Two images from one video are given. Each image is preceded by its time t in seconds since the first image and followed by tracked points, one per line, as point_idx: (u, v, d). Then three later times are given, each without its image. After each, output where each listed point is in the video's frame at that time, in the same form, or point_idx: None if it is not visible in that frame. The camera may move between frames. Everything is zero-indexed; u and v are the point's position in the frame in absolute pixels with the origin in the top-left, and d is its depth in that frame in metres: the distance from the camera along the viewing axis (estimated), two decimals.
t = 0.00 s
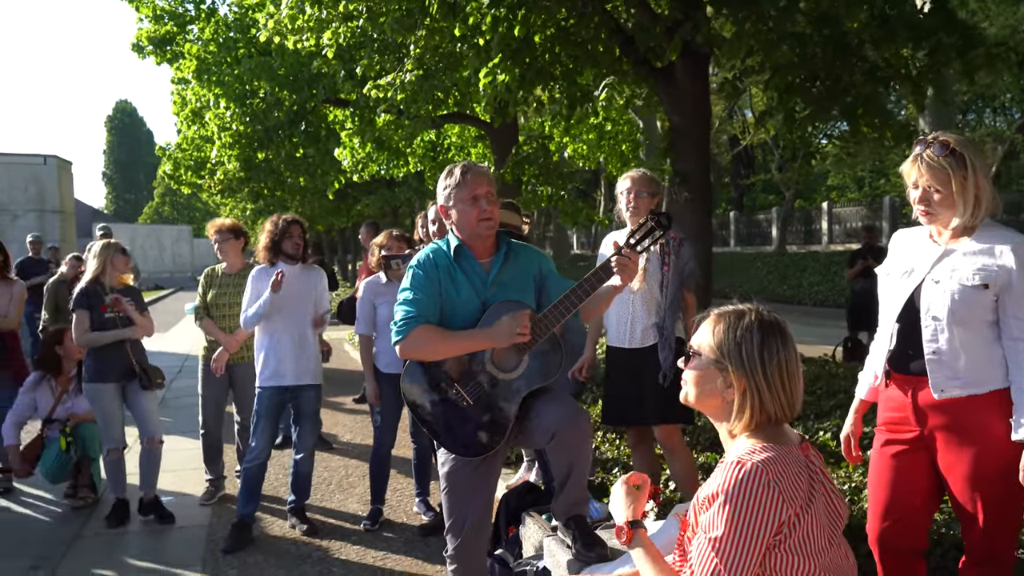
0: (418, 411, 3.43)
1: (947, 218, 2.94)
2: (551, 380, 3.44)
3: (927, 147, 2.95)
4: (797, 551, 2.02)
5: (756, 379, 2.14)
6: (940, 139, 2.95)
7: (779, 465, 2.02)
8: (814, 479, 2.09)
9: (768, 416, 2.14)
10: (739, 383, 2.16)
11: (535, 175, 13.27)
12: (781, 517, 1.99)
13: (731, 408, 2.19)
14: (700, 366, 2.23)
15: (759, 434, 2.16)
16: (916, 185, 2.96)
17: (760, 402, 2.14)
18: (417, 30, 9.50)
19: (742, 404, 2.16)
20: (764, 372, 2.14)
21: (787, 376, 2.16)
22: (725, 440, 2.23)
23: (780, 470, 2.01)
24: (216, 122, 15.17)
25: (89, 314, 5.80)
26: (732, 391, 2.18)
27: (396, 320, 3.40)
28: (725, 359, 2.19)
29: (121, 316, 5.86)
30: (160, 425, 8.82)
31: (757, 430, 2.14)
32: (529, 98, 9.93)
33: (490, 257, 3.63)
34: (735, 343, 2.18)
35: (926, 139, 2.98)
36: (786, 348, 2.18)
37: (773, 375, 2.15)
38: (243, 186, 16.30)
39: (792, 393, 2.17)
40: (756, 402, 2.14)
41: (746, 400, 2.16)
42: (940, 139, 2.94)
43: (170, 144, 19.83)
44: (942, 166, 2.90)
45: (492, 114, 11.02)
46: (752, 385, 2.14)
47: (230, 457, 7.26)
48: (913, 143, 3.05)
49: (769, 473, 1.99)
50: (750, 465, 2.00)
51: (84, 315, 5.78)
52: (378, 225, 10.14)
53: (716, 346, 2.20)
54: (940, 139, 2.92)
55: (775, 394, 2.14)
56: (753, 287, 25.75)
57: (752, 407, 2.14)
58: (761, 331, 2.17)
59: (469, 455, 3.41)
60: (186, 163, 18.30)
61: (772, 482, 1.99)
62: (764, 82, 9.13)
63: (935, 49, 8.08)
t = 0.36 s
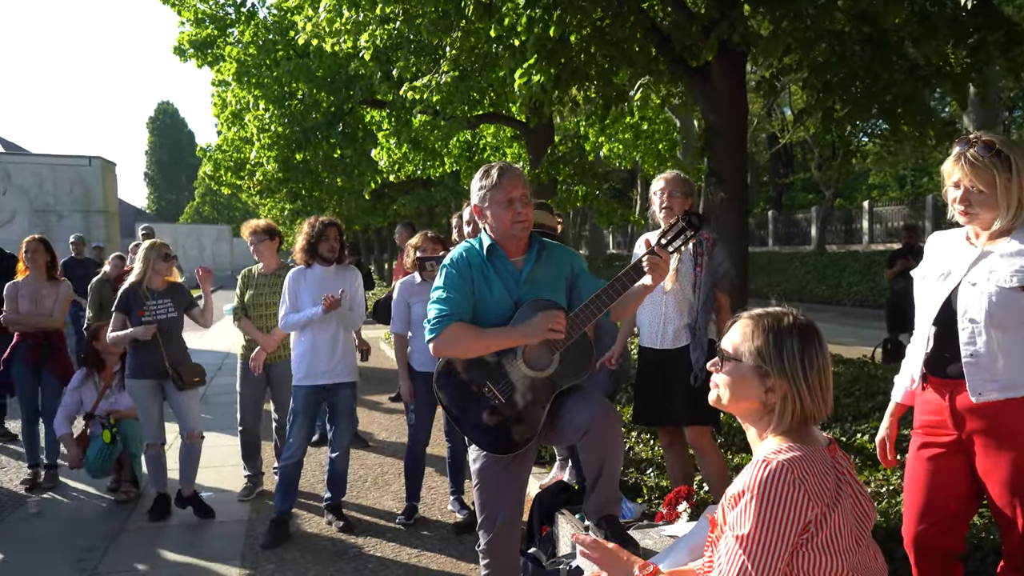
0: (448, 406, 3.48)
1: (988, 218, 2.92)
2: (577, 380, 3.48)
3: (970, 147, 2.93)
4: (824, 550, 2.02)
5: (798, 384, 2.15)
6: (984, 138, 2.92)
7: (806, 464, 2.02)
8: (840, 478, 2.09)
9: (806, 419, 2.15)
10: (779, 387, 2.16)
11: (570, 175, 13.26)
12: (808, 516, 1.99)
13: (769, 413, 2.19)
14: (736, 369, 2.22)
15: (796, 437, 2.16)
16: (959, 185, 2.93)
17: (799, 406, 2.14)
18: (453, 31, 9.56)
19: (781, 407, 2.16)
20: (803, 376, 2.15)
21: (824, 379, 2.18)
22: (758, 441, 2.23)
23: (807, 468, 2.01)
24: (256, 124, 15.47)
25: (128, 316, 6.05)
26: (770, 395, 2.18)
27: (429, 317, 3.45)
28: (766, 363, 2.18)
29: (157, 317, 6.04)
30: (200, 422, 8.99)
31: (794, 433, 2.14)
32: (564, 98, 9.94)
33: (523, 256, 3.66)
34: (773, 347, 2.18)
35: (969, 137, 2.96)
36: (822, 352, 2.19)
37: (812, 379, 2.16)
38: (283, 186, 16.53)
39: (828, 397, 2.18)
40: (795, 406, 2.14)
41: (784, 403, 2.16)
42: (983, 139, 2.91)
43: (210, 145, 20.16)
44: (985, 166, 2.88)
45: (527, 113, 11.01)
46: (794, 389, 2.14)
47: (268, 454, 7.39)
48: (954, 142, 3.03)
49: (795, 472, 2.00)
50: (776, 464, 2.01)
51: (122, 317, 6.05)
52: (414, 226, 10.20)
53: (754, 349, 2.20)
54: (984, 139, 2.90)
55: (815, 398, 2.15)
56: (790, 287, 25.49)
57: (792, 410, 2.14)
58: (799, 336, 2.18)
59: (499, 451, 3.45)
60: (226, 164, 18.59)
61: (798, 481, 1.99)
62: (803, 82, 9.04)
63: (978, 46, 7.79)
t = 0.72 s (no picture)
0: (467, 398, 3.53)
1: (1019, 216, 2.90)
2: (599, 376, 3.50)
3: (1005, 144, 2.93)
4: (846, 551, 2.03)
5: (815, 385, 2.16)
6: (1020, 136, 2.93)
7: (826, 466, 2.02)
8: (861, 479, 2.09)
9: (823, 420, 2.15)
10: (796, 387, 2.17)
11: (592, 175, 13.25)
12: (828, 518, 2.00)
13: (785, 414, 2.19)
14: (754, 370, 2.23)
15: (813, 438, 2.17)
16: (992, 180, 2.92)
17: (816, 407, 2.15)
18: (476, 32, 9.61)
19: (798, 408, 2.17)
20: (820, 377, 2.16)
21: (842, 381, 2.18)
22: (776, 442, 2.24)
23: (828, 470, 2.02)
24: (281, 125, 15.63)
25: (156, 315, 6.20)
26: (786, 396, 2.19)
27: (450, 311, 3.48)
28: (780, 365, 2.19)
29: (181, 317, 6.14)
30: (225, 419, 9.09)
31: (811, 434, 2.15)
32: (586, 98, 9.95)
33: (544, 251, 3.68)
34: (791, 349, 2.19)
35: (1004, 136, 2.96)
36: (840, 354, 2.20)
37: (829, 381, 2.16)
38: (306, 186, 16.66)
39: (845, 398, 2.19)
40: (812, 406, 2.15)
41: (800, 404, 2.17)
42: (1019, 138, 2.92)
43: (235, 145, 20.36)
44: (1020, 163, 2.87)
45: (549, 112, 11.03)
46: (811, 390, 2.15)
47: (291, 451, 7.47)
48: (987, 142, 3.03)
49: (816, 474, 2.00)
50: (797, 466, 2.01)
51: (150, 316, 6.21)
52: (436, 226, 10.25)
53: (771, 351, 2.21)
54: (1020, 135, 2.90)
55: (832, 399, 2.16)
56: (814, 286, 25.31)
57: (809, 411, 2.15)
58: (816, 337, 2.19)
59: (516, 444, 3.49)
60: (251, 164, 18.75)
61: (819, 482, 2.00)
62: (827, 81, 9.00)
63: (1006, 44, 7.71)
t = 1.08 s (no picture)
0: (480, 396, 3.54)
1: None
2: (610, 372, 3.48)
3: None
4: (860, 553, 2.02)
5: (829, 386, 2.15)
6: None
7: (841, 466, 2.02)
8: (876, 481, 2.09)
9: (838, 422, 2.14)
10: (810, 388, 2.16)
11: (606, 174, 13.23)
12: (843, 518, 2.00)
13: (800, 415, 2.19)
14: (768, 372, 2.23)
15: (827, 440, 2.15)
16: (1017, 176, 2.91)
17: (830, 408, 2.14)
18: (491, 32, 9.64)
19: (812, 409, 2.16)
20: (834, 378, 2.15)
21: (858, 383, 2.17)
22: (791, 443, 2.23)
23: (843, 471, 2.02)
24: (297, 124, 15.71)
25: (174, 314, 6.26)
26: (801, 397, 2.18)
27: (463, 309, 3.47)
28: (795, 365, 2.19)
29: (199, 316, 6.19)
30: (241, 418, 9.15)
31: (826, 436, 2.14)
32: (601, 98, 9.95)
33: (558, 249, 3.68)
34: (805, 350, 2.18)
35: None
36: (855, 355, 2.19)
37: (844, 383, 2.15)
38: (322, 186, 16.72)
39: (861, 400, 2.17)
40: (826, 408, 2.14)
41: (814, 405, 2.16)
42: None
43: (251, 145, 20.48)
44: None
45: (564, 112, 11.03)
46: (825, 392, 2.14)
47: (307, 450, 7.50)
48: (1011, 140, 3.03)
49: (831, 474, 2.00)
50: (812, 466, 2.01)
51: (170, 315, 6.28)
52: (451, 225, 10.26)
53: (785, 352, 2.20)
54: None
55: (847, 401, 2.15)
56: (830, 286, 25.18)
57: (823, 413, 2.14)
58: (831, 338, 2.18)
59: (526, 441, 3.50)
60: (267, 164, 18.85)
61: (833, 483, 2.00)
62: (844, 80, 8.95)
63: None
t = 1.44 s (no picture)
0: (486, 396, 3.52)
1: None
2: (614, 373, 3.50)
3: None
4: (865, 556, 2.02)
5: (833, 389, 2.14)
6: None
7: (847, 470, 2.01)
8: (883, 485, 2.08)
9: (842, 426, 2.13)
10: (814, 391, 2.16)
11: (615, 176, 13.25)
12: (848, 522, 1.99)
13: (804, 418, 2.18)
14: (773, 374, 2.22)
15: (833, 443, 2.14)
16: None
17: (834, 411, 2.13)
18: (501, 35, 9.68)
19: (816, 412, 2.15)
20: (839, 381, 2.14)
21: (863, 386, 2.16)
22: (797, 445, 2.22)
23: (849, 474, 2.01)
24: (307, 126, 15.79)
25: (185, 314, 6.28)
26: (805, 400, 2.17)
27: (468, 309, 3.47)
28: (799, 367, 2.18)
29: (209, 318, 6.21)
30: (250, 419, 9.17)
31: (830, 440, 2.13)
32: (610, 101, 9.95)
33: (564, 248, 3.68)
34: (809, 353, 2.18)
35: None
36: (862, 358, 2.17)
37: (849, 386, 2.14)
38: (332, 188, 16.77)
39: (866, 404, 2.16)
40: (830, 410, 2.13)
41: (818, 408, 2.15)
42: None
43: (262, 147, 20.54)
44: None
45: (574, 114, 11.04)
46: (829, 396, 2.13)
47: (315, 452, 7.52)
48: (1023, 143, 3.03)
49: (836, 477, 1.99)
50: (818, 470, 2.00)
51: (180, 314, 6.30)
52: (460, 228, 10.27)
53: (790, 354, 2.20)
54: None
55: (851, 405, 2.13)
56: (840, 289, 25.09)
57: (827, 416, 2.13)
58: (836, 342, 2.17)
59: (534, 440, 3.50)
60: (277, 166, 18.90)
61: (839, 486, 1.99)
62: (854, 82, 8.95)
63: None
